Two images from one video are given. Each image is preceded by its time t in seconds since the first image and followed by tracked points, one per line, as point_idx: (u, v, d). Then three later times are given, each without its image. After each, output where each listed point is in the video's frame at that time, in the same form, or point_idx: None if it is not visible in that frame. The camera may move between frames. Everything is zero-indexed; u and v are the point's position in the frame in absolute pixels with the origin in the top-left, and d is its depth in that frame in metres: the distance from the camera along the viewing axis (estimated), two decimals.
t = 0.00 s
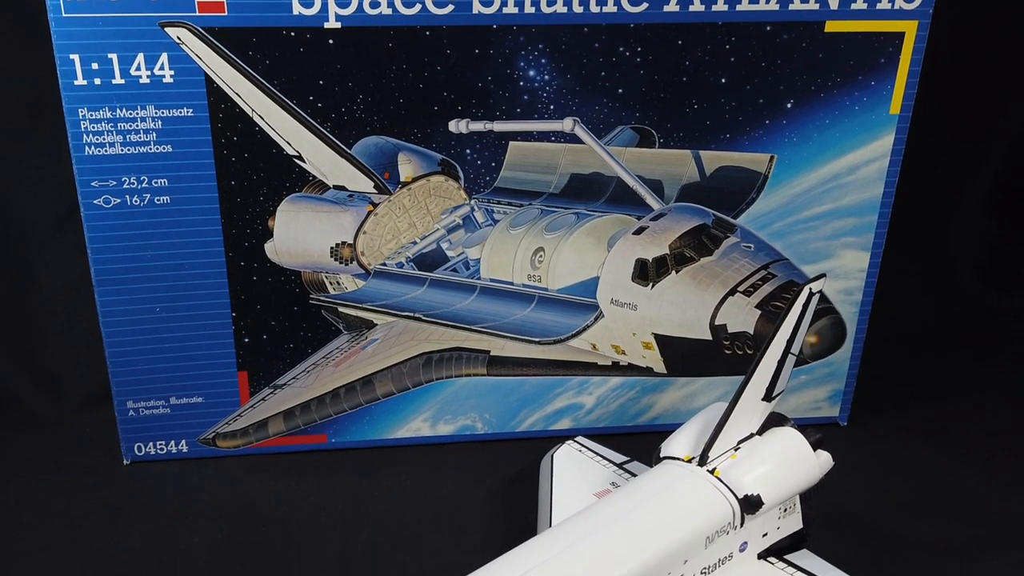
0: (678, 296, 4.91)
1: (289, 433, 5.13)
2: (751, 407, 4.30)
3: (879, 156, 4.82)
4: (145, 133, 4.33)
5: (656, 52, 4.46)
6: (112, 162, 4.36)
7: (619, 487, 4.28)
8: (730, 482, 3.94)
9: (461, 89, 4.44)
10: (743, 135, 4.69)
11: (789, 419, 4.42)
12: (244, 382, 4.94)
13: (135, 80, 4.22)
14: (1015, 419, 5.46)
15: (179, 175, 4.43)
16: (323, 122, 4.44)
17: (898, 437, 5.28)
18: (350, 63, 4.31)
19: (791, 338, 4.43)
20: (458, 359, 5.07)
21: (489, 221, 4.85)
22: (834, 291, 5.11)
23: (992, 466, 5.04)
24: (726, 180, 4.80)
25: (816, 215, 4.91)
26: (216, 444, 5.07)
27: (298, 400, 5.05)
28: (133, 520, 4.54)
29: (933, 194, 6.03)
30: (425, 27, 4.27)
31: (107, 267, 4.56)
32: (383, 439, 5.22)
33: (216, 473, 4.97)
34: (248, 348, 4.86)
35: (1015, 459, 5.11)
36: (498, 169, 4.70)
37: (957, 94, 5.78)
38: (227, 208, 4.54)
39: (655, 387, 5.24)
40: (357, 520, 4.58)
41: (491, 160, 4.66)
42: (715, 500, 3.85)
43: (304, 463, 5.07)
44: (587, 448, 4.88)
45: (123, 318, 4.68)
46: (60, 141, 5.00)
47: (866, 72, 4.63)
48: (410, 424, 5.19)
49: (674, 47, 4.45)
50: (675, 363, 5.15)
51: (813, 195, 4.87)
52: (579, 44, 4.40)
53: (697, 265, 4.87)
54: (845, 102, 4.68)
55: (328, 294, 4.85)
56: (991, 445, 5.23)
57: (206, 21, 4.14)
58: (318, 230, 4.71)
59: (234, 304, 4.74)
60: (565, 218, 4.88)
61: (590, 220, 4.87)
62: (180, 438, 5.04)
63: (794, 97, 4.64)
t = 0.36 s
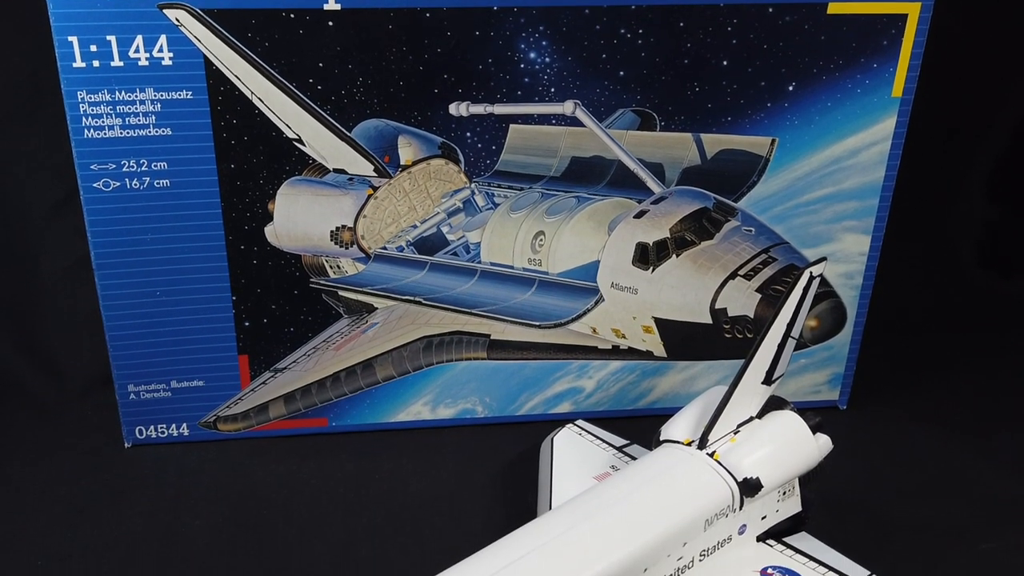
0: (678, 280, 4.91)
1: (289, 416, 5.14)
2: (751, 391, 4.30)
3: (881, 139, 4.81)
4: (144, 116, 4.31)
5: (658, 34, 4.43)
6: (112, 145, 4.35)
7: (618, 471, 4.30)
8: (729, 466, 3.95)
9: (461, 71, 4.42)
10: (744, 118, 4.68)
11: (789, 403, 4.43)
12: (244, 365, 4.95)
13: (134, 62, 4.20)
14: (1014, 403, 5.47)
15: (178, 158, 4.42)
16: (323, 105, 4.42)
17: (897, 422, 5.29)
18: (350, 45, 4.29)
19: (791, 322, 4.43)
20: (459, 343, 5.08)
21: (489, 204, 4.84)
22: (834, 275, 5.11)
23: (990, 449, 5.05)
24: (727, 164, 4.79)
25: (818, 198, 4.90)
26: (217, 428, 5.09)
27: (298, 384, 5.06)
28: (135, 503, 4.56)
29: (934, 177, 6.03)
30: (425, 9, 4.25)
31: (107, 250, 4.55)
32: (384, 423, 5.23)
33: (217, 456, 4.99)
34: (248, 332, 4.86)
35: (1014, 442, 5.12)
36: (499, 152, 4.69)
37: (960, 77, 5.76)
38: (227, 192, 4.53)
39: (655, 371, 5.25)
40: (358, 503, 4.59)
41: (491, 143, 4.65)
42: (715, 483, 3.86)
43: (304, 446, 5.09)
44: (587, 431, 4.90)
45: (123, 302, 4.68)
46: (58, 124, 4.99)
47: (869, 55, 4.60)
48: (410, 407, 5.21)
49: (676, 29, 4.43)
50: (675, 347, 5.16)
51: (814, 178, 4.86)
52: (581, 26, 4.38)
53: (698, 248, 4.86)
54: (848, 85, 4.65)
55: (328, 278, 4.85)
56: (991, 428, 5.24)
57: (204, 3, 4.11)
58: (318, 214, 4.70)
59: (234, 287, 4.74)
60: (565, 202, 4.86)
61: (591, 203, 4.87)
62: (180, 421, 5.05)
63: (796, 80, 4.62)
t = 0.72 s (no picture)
0: (678, 264, 4.90)
1: (290, 400, 5.15)
2: (751, 374, 4.30)
3: (882, 122, 4.79)
4: (143, 99, 4.29)
5: (660, 16, 4.40)
6: (110, 128, 4.33)
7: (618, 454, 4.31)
8: (729, 449, 3.97)
9: (462, 54, 4.39)
10: (746, 101, 4.65)
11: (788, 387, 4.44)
12: (245, 349, 4.95)
13: (132, 45, 4.17)
14: (1014, 387, 5.47)
15: (177, 141, 4.40)
16: (322, 88, 4.39)
17: (897, 406, 5.30)
18: (349, 28, 4.26)
19: (792, 306, 4.43)
20: (459, 327, 5.08)
21: (489, 188, 4.82)
22: (835, 258, 5.10)
23: (989, 433, 5.06)
24: (728, 147, 4.77)
25: (819, 182, 4.89)
26: (217, 411, 5.10)
27: (299, 368, 5.07)
28: (135, 486, 4.57)
29: (936, 160, 6.00)
30: None
31: (107, 233, 4.54)
32: (384, 407, 5.24)
33: (218, 439, 5.00)
34: (248, 316, 4.86)
35: (1013, 426, 5.12)
36: (499, 135, 4.67)
37: (963, 59, 5.72)
38: (226, 175, 4.51)
39: (655, 355, 5.26)
40: (358, 487, 4.61)
41: (491, 126, 4.63)
42: (714, 467, 3.86)
43: (304, 430, 5.10)
44: (587, 415, 4.90)
45: (123, 286, 4.68)
46: (57, 107, 4.97)
47: (871, 37, 4.57)
48: (410, 391, 5.22)
49: (677, 10, 4.40)
50: (675, 331, 5.16)
51: (816, 161, 4.84)
52: (582, 7, 4.35)
53: (699, 232, 4.85)
54: (850, 68, 4.63)
55: (328, 262, 4.84)
56: (990, 412, 5.24)
57: None
58: (318, 197, 4.69)
59: (234, 271, 4.73)
60: (566, 185, 4.85)
61: (592, 186, 4.85)
62: (181, 405, 5.06)
63: (798, 62, 4.59)
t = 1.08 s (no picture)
0: (678, 248, 4.89)
1: (290, 384, 5.16)
2: (751, 359, 4.31)
3: (885, 105, 4.76)
4: (141, 83, 4.27)
5: None
6: (108, 112, 4.31)
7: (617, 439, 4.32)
8: (728, 434, 3.97)
9: (462, 36, 4.37)
10: (748, 84, 4.63)
11: (788, 371, 4.45)
12: (244, 334, 4.95)
13: (130, 28, 4.13)
14: (1014, 372, 5.47)
15: (175, 125, 4.38)
16: (322, 71, 4.37)
17: (896, 390, 5.31)
18: (348, 10, 4.23)
19: (792, 291, 4.43)
20: (459, 312, 5.08)
21: (489, 172, 4.81)
22: (836, 243, 5.09)
23: (989, 418, 5.07)
24: (729, 131, 4.75)
25: (820, 166, 4.87)
26: (217, 396, 5.11)
27: (299, 352, 5.07)
28: (136, 470, 4.59)
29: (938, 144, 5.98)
30: None
31: (106, 218, 4.53)
32: (384, 391, 5.24)
33: (219, 424, 5.01)
34: (248, 300, 4.85)
35: (1012, 411, 5.13)
36: (500, 119, 4.65)
37: (966, 42, 5.68)
38: (225, 159, 4.49)
39: (655, 339, 5.25)
40: (359, 471, 4.62)
41: (491, 110, 4.61)
42: (713, 452, 3.87)
43: (304, 414, 5.10)
44: (587, 400, 4.91)
45: (122, 270, 4.67)
46: (55, 91, 4.95)
47: (874, 20, 4.54)
48: (410, 375, 5.22)
49: None
50: (675, 316, 5.15)
51: (817, 146, 4.82)
52: None
53: (700, 217, 4.84)
54: (852, 51, 4.60)
55: (328, 247, 4.83)
56: (989, 397, 5.25)
57: None
58: (317, 181, 4.67)
59: (234, 256, 4.72)
60: (566, 169, 4.84)
61: (592, 170, 4.84)
62: (181, 389, 5.06)
63: (800, 46, 4.56)
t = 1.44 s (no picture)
0: (678, 232, 4.90)
1: (290, 368, 5.17)
2: (751, 342, 4.32)
3: (887, 88, 4.74)
4: (140, 65, 4.25)
5: None
6: (108, 95, 4.29)
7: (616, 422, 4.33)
8: (727, 417, 3.99)
9: (462, 18, 4.34)
10: (749, 67, 4.61)
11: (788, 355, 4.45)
12: (245, 318, 4.96)
13: (129, 10, 4.11)
14: (1013, 355, 5.48)
15: (175, 108, 4.37)
16: (321, 53, 4.36)
17: (895, 374, 5.32)
18: None
19: (792, 275, 4.43)
20: (459, 296, 5.08)
21: (489, 155, 4.80)
22: (836, 227, 5.08)
23: (987, 401, 5.08)
24: (730, 114, 4.73)
25: (821, 149, 4.86)
26: (218, 379, 5.12)
27: (299, 336, 5.08)
28: (138, 453, 4.61)
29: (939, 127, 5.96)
30: None
31: (106, 201, 4.53)
32: (384, 375, 5.25)
33: (219, 407, 5.03)
34: (248, 284, 4.85)
35: (1010, 394, 5.15)
36: (500, 102, 4.63)
37: (969, 24, 5.65)
38: (225, 142, 4.48)
39: (655, 323, 5.26)
40: (359, 454, 4.64)
41: (492, 92, 4.59)
42: (713, 435, 3.88)
43: (305, 397, 5.12)
44: (587, 383, 4.93)
45: (122, 254, 4.67)
46: (54, 73, 4.93)
47: (877, 2, 4.51)
48: (411, 359, 5.22)
49: None
50: (675, 299, 5.16)
51: (818, 129, 4.80)
52: None
53: (701, 200, 4.84)
54: (854, 34, 4.57)
55: (328, 230, 4.82)
56: (988, 381, 5.26)
57: None
58: (317, 165, 4.66)
59: (234, 240, 4.72)
60: (566, 153, 4.83)
61: (593, 154, 4.82)
62: (182, 373, 5.08)
63: (802, 28, 4.54)
